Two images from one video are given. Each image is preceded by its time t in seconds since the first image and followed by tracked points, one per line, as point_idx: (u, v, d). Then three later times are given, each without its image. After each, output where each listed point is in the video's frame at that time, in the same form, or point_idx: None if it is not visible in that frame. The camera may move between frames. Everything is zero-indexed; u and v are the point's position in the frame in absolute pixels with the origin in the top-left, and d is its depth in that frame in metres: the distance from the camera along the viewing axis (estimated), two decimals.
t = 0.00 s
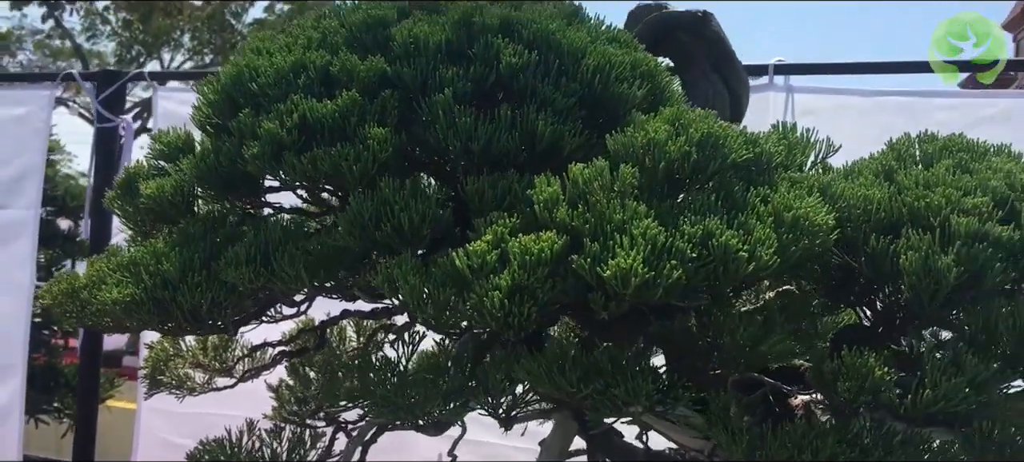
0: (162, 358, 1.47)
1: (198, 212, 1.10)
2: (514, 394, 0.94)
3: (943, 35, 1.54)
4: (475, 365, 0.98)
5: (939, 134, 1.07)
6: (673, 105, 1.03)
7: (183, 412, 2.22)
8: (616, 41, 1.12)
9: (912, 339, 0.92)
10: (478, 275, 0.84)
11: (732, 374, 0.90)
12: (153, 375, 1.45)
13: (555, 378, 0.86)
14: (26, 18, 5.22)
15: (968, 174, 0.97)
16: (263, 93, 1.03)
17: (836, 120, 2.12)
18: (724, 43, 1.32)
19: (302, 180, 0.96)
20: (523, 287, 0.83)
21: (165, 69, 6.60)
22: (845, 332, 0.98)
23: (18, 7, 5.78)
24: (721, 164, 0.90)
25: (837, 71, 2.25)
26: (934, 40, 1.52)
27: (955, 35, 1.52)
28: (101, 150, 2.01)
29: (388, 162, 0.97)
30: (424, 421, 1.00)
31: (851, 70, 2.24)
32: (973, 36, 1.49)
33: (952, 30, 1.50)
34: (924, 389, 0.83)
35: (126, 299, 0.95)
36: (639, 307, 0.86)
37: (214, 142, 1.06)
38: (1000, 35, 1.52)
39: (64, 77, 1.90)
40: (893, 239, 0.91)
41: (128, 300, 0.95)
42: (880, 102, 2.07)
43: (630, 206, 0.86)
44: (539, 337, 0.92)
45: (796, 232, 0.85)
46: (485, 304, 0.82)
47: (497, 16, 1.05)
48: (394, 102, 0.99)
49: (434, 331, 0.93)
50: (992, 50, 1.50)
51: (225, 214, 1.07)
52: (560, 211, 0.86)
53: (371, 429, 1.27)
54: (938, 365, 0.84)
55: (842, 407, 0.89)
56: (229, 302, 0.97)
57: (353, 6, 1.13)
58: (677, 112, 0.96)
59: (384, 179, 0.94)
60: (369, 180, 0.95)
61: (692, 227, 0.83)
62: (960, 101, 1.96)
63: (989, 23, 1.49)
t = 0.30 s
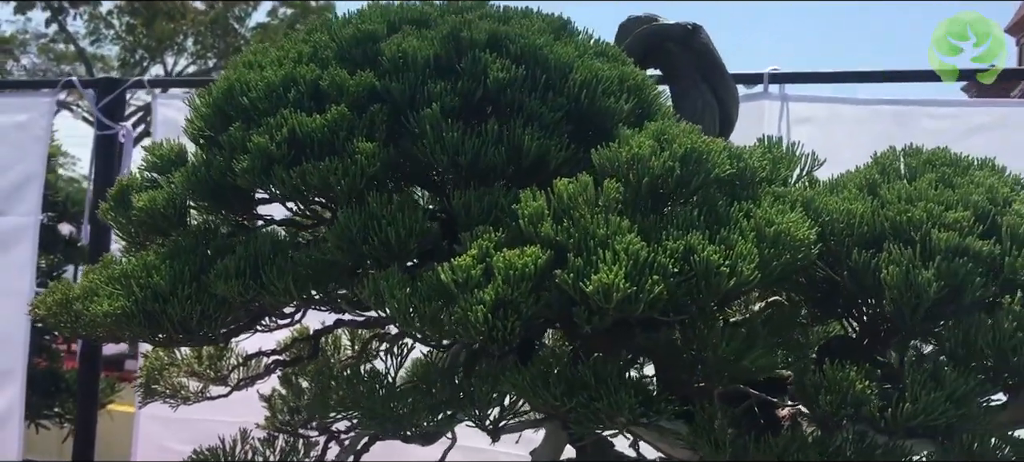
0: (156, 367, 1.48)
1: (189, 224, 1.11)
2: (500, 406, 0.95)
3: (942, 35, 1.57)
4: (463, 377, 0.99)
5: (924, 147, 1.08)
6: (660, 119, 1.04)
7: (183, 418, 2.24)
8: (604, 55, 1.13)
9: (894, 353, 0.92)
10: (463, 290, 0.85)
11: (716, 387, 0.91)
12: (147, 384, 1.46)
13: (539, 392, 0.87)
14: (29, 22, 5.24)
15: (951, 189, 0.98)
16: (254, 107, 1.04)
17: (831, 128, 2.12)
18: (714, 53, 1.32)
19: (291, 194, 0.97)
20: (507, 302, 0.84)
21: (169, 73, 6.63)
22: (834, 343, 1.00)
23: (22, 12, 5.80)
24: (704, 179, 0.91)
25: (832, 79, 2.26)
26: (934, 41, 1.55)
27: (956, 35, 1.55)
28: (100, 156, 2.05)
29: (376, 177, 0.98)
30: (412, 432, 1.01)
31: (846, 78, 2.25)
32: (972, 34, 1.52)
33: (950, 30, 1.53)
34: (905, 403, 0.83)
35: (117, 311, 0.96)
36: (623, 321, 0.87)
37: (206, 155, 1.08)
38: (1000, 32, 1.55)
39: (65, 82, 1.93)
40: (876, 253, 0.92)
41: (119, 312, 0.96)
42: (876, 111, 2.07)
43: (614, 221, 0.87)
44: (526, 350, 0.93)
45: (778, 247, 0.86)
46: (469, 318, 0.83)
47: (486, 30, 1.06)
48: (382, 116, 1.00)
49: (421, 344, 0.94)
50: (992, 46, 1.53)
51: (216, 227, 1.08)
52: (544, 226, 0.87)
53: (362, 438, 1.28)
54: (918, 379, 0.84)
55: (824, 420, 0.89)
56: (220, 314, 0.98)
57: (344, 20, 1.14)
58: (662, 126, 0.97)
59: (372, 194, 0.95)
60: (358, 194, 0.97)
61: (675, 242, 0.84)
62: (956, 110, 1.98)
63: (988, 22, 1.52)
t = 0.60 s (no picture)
0: (149, 380, 1.48)
1: (179, 241, 1.12)
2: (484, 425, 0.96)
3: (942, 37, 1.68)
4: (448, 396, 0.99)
5: (908, 167, 1.10)
6: (645, 139, 1.05)
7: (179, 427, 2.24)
8: (591, 74, 1.14)
9: (876, 373, 0.93)
10: (447, 310, 0.86)
11: (698, 408, 0.91)
12: (139, 397, 1.47)
13: (521, 412, 0.87)
14: (31, 28, 5.27)
15: (932, 209, 0.99)
16: (243, 126, 1.05)
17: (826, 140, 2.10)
18: (703, 71, 1.34)
19: (279, 213, 0.98)
20: (490, 322, 0.84)
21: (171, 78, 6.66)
22: (820, 359, 0.99)
23: (24, 17, 5.83)
24: (687, 200, 0.92)
25: (829, 91, 2.26)
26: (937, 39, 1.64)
27: (956, 34, 1.64)
28: (97, 165, 2.07)
29: (363, 196, 0.98)
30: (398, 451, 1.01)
31: (843, 90, 2.26)
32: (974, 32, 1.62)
33: (952, 29, 1.63)
34: (885, 424, 0.84)
35: (107, 330, 0.97)
36: (605, 341, 0.87)
37: (195, 174, 1.08)
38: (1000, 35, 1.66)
39: (64, 91, 1.95)
40: (857, 274, 0.93)
41: (108, 332, 0.97)
42: (871, 123, 2.07)
43: (596, 243, 0.87)
44: (510, 370, 0.94)
45: (759, 268, 0.86)
46: (453, 339, 0.83)
47: (473, 50, 1.07)
48: (370, 137, 1.01)
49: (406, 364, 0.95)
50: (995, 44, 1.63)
51: (206, 244, 1.09)
52: (527, 247, 0.88)
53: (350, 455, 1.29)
54: (898, 399, 0.85)
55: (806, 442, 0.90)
56: (208, 333, 0.99)
57: (333, 39, 1.15)
58: (646, 147, 0.97)
59: (358, 214, 0.96)
60: (344, 214, 0.97)
61: (656, 263, 0.85)
62: (950, 123, 1.99)
63: (988, 23, 1.63)
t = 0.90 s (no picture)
0: (140, 393, 1.49)
1: (167, 258, 1.13)
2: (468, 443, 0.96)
3: (943, 39, 1.82)
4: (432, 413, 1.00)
5: (890, 185, 1.11)
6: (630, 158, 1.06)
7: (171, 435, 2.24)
8: (578, 92, 1.16)
9: (857, 392, 0.94)
10: (429, 330, 0.87)
11: (679, 427, 0.92)
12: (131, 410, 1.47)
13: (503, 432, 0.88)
14: (32, 33, 5.32)
15: (912, 228, 1.00)
16: (231, 144, 1.06)
17: (816, 153, 2.11)
18: (691, 88, 1.35)
19: (265, 232, 0.99)
20: (471, 342, 0.85)
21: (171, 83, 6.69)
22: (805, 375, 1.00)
23: (25, 23, 5.86)
24: (668, 220, 0.93)
25: (822, 103, 2.27)
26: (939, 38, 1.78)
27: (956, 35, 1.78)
28: (94, 174, 2.09)
29: (348, 216, 0.99)
30: None
31: (836, 102, 2.27)
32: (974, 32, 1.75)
33: (953, 28, 1.77)
34: (863, 444, 0.84)
35: (94, 348, 0.98)
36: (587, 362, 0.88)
37: (183, 192, 1.09)
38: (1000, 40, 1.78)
39: (59, 101, 1.97)
40: (838, 293, 0.94)
41: (96, 350, 0.98)
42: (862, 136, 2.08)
43: (577, 263, 0.88)
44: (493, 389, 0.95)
45: (739, 289, 0.87)
46: (435, 359, 0.84)
47: (459, 70, 1.08)
48: (355, 156, 1.02)
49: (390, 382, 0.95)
50: (994, 44, 1.76)
51: (193, 261, 1.10)
52: (510, 268, 0.89)
53: None
54: (876, 419, 0.86)
55: None
56: (195, 351, 1.00)
57: (322, 57, 1.16)
58: (629, 168, 0.98)
59: (343, 233, 0.97)
60: (330, 233, 0.98)
61: (637, 284, 0.86)
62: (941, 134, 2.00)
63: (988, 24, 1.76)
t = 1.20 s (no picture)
0: (131, 402, 1.49)
1: (156, 270, 1.12)
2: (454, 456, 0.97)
3: (943, 38, 1.87)
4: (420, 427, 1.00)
5: (876, 198, 1.12)
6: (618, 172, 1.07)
7: (165, 445, 2.23)
8: (567, 105, 1.16)
9: (844, 406, 0.94)
10: (417, 344, 0.87)
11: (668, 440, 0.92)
12: (121, 420, 1.47)
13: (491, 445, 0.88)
14: (31, 36, 5.35)
15: (898, 243, 1.01)
16: (221, 157, 1.06)
17: (808, 160, 2.12)
18: (681, 98, 1.35)
19: (253, 245, 0.99)
20: (458, 357, 0.85)
21: (169, 87, 6.69)
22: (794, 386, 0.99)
23: (23, 26, 5.88)
24: (654, 235, 0.93)
25: (815, 110, 2.28)
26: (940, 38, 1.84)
27: (955, 35, 1.84)
28: (89, 179, 2.16)
29: (336, 229, 1.00)
30: None
31: (829, 110, 2.27)
32: (975, 32, 1.81)
33: (953, 28, 1.83)
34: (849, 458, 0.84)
35: (82, 359, 0.98)
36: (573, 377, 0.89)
37: (173, 204, 1.09)
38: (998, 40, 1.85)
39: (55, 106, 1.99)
40: (824, 307, 0.94)
41: (83, 361, 0.98)
42: (853, 144, 2.08)
43: (563, 278, 0.89)
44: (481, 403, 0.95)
45: (725, 303, 0.88)
46: (421, 373, 0.84)
47: (448, 83, 1.09)
48: (344, 170, 1.02)
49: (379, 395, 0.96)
50: (994, 44, 1.82)
51: (183, 274, 1.10)
52: (496, 282, 0.89)
53: None
54: (862, 433, 0.86)
55: None
56: (184, 363, 1.00)
57: (313, 69, 1.17)
58: (616, 182, 0.99)
59: (331, 247, 0.97)
60: (318, 246, 0.99)
61: (623, 299, 0.86)
62: (934, 143, 2.01)
63: (988, 24, 1.82)
